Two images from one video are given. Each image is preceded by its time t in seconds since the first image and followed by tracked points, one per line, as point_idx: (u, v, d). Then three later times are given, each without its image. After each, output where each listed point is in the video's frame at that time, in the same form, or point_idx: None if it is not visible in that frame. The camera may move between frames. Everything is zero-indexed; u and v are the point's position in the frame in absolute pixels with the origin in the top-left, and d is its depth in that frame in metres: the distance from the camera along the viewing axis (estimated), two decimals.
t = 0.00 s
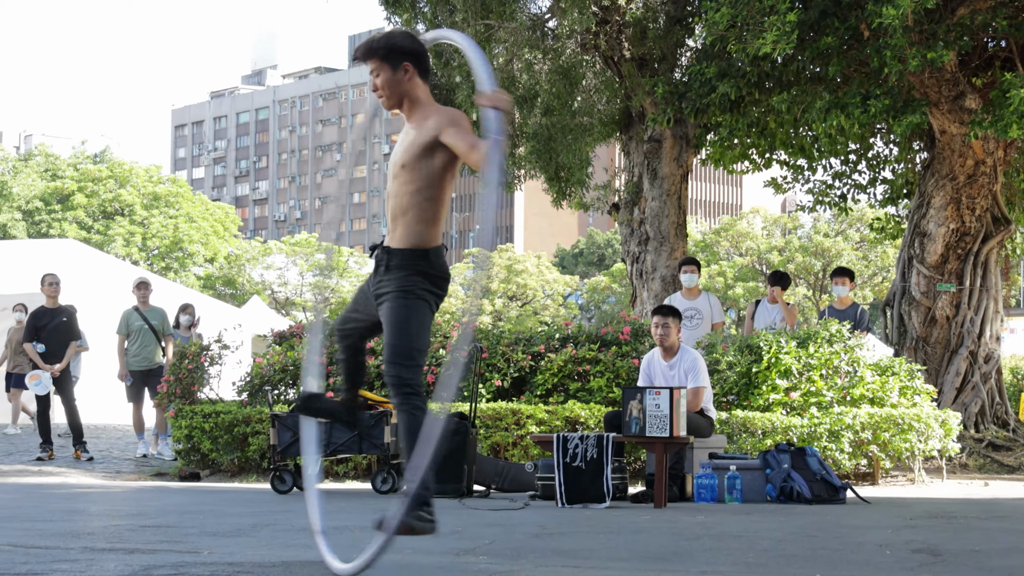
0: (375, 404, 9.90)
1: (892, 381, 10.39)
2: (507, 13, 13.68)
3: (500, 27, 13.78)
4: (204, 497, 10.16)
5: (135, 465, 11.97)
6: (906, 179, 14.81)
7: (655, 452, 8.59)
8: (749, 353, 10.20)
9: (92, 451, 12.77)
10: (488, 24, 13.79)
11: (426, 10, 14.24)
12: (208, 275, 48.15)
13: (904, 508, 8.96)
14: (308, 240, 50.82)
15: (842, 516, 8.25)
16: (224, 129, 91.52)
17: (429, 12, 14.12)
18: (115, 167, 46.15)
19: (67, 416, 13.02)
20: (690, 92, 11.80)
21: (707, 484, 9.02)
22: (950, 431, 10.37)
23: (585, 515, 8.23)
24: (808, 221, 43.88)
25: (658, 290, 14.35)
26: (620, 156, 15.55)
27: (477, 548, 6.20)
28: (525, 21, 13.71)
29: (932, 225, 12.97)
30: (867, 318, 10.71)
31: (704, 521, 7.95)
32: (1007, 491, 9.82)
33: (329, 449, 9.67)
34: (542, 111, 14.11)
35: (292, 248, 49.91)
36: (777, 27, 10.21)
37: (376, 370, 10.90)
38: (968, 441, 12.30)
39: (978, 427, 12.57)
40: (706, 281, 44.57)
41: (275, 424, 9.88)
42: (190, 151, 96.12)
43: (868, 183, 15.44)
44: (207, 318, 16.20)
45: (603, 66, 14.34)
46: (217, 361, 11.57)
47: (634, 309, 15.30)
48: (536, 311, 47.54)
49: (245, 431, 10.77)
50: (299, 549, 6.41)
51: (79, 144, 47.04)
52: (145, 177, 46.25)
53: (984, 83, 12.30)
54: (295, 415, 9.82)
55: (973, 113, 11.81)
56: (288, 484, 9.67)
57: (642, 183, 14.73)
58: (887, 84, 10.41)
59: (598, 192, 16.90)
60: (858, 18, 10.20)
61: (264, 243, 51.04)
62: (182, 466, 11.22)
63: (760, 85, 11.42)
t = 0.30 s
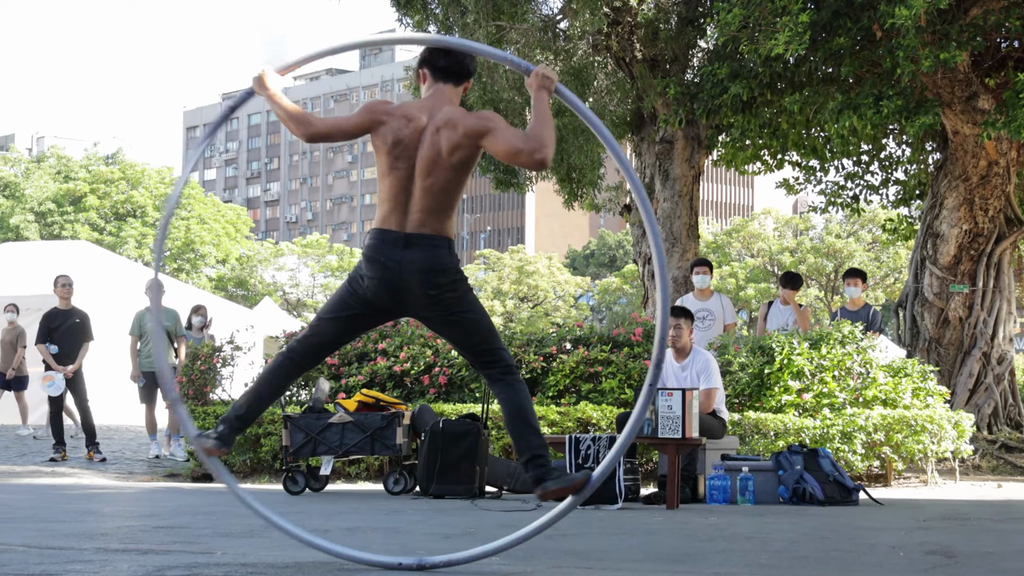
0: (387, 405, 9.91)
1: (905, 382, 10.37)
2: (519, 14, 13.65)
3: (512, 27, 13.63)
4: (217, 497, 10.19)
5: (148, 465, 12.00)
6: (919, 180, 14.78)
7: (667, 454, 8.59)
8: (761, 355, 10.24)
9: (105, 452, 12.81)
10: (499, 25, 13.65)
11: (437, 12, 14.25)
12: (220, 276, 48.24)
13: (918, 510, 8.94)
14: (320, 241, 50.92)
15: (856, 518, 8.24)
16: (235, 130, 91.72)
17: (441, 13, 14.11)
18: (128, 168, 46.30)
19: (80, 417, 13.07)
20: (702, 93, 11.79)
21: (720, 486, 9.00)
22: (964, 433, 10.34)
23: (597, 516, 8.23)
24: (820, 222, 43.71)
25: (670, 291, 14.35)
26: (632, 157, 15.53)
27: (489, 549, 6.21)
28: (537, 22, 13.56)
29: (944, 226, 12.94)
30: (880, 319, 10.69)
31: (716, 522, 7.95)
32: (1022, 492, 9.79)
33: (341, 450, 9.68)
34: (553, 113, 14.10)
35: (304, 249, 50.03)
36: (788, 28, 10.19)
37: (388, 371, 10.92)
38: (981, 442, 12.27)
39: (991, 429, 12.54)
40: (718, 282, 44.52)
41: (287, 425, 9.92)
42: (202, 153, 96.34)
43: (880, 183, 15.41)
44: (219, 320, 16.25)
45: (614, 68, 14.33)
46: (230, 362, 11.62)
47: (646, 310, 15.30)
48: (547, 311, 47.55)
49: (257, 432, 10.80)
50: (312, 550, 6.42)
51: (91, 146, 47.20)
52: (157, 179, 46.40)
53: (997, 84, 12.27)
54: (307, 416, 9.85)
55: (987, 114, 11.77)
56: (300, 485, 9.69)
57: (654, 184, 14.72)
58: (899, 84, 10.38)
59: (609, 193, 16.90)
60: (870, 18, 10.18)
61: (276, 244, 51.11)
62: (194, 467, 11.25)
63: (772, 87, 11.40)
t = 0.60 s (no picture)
0: (402, 406, 10.13)
1: (908, 382, 10.58)
2: (529, 23, 13.74)
3: (523, 36, 13.85)
4: (235, 496, 10.44)
5: (167, 465, 12.26)
6: (921, 185, 14.96)
7: (676, 453, 8.81)
8: (767, 356, 10.43)
9: (126, 452, 13.09)
10: (511, 33, 13.79)
11: (451, 21, 14.46)
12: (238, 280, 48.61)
13: (922, 508, 9.14)
14: (336, 245, 51.31)
15: (861, 516, 8.45)
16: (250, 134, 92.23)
17: (454, 22, 14.32)
18: (147, 173, 46.71)
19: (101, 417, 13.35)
20: (709, 100, 12.02)
21: (727, 484, 9.19)
22: (966, 432, 10.53)
23: (608, 514, 8.45)
24: (825, 226, 44.27)
25: (678, 294, 14.57)
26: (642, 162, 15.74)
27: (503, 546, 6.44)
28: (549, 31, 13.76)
29: (947, 230, 13.12)
30: (883, 320, 10.90)
31: (725, 520, 8.16)
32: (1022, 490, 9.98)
33: (357, 450, 9.99)
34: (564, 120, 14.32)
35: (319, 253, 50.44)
36: (794, 36, 10.39)
37: (403, 372, 11.15)
38: (982, 442, 12.46)
39: (992, 428, 12.72)
40: (725, 285, 44.72)
41: (303, 426, 10.13)
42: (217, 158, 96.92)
43: (884, 188, 15.60)
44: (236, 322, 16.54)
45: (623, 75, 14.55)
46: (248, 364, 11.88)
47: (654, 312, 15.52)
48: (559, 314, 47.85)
49: (275, 432, 11.03)
50: (329, 546, 6.64)
51: (110, 151, 47.62)
52: (176, 184, 46.81)
53: (1000, 90, 12.46)
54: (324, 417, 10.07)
55: (988, 119, 11.97)
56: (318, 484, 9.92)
57: (663, 189, 14.94)
58: (903, 92, 10.57)
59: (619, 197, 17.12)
60: (874, 26, 10.39)
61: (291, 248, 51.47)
62: (213, 466, 11.50)
63: (778, 93, 11.61)
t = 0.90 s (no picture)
0: (417, 409, 10.18)
1: (922, 386, 10.59)
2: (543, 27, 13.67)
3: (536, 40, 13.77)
4: (248, 500, 10.48)
5: (182, 468, 12.31)
6: (935, 187, 14.93)
7: (690, 456, 8.82)
8: (781, 359, 10.40)
9: (141, 456, 13.14)
10: (524, 38, 13.79)
11: (464, 25, 14.42)
12: (252, 284, 48.76)
13: (936, 512, 9.14)
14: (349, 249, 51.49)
15: (875, 519, 8.45)
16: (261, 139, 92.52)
17: (467, 27, 14.34)
18: (161, 179, 46.90)
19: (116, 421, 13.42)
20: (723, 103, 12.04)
21: (740, 487, 9.20)
22: (981, 435, 10.52)
23: (620, 518, 8.46)
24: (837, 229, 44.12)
25: (691, 297, 14.56)
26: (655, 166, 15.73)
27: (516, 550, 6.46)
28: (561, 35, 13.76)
29: (961, 233, 13.12)
30: (898, 323, 10.88)
31: (738, 524, 8.18)
32: None
33: (371, 453, 10.00)
34: (577, 124, 14.34)
35: (332, 256, 50.65)
36: (807, 39, 10.40)
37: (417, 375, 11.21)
38: (997, 445, 12.53)
39: (1009, 432, 12.63)
40: (739, 289, 44.75)
41: (318, 429, 10.20)
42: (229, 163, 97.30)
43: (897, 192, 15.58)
44: (251, 326, 16.60)
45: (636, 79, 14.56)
46: (261, 368, 11.92)
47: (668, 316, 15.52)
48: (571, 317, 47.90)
49: (288, 435, 11.05)
50: (342, 550, 6.67)
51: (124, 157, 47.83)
52: (190, 189, 47.00)
53: (1012, 93, 12.44)
54: (338, 420, 10.13)
55: (1002, 122, 11.94)
56: (332, 486, 9.94)
57: (675, 192, 14.95)
58: (916, 94, 10.56)
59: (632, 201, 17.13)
60: (887, 29, 10.40)
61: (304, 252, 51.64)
62: (227, 470, 11.55)
63: (791, 97, 11.63)
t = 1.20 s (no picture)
0: (432, 414, 10.25)
1: (938, 391, 10.59)
2: (557, 32, 13.72)
3: (549, 45, 13.77)
4: (262, 504, 10.51)
5: (197, 473, 12.36)
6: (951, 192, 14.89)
7: (704, 460, 8.82)
8: (796, 364, 10.36)
9: (157, 460, 13.21)
10: (537, 43, 13.80)
11: (478, 30, 14.44)
12: (267, 288, 48.90)
13: (952, 516, 9.11)
14: (364, 253, 51.69)
15: (890, 524, 8.44)
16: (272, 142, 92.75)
17: (480, 33, 14.39)
18: (177, 184, 47.09)
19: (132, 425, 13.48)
20: (737, 108, 12.06)
21: (756, 492, 9.22)
22: (996, 440, 10.51)
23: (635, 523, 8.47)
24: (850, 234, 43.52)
25: (705, 301, 14.55)
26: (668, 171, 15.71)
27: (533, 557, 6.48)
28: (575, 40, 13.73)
29: (976, 236, 13.11)
30: (913, 328, 10.87)
31: (753, 529, 8.18)
32: None
33: (386, 457, 9.95)
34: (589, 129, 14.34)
35: (347, 261, 50.91)
36: (821, 43, 10.40)
37: (431, 380, 11.20)
38: (1013, 449, 12.48)
39: None
40: (751, 292, 44.62)
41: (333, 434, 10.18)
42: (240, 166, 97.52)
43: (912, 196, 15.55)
44: (267, 330, 16.69)
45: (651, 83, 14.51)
46: (277, 373, 12.00)
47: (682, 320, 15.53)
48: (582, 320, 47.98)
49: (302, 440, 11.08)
50: (357, 556, 6.68)
51: (139, 163, 48.04)
52: (205, 195, 47.22)
53: None
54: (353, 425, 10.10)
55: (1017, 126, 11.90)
56: (346, 492, 9.95)
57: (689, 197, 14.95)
58: (931, 98, 10.54)
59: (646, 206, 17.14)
60: (901, 33, 10.41)
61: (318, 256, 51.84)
62: (242, 474, 11.58)
63: (805, 101, 11.62)
